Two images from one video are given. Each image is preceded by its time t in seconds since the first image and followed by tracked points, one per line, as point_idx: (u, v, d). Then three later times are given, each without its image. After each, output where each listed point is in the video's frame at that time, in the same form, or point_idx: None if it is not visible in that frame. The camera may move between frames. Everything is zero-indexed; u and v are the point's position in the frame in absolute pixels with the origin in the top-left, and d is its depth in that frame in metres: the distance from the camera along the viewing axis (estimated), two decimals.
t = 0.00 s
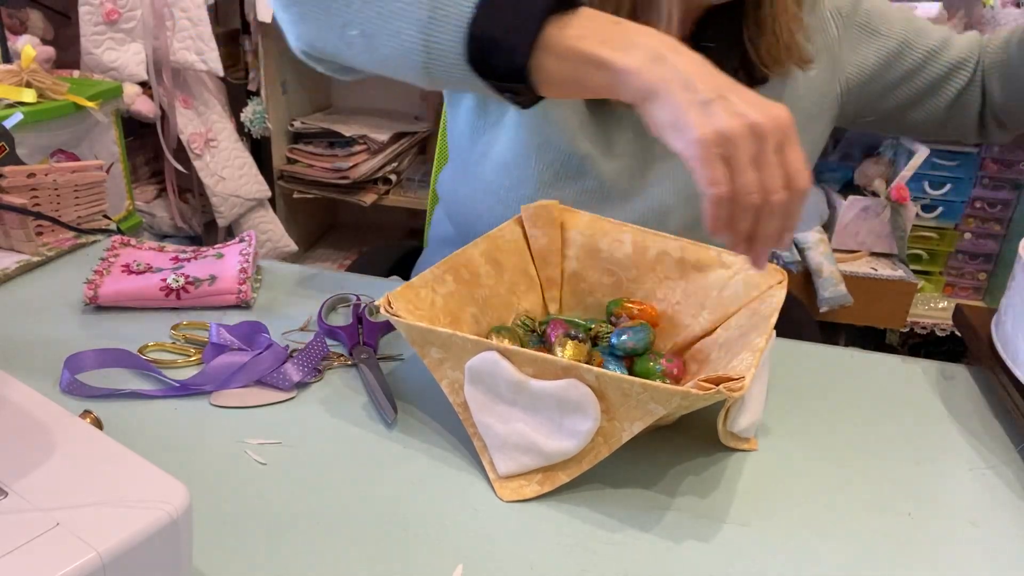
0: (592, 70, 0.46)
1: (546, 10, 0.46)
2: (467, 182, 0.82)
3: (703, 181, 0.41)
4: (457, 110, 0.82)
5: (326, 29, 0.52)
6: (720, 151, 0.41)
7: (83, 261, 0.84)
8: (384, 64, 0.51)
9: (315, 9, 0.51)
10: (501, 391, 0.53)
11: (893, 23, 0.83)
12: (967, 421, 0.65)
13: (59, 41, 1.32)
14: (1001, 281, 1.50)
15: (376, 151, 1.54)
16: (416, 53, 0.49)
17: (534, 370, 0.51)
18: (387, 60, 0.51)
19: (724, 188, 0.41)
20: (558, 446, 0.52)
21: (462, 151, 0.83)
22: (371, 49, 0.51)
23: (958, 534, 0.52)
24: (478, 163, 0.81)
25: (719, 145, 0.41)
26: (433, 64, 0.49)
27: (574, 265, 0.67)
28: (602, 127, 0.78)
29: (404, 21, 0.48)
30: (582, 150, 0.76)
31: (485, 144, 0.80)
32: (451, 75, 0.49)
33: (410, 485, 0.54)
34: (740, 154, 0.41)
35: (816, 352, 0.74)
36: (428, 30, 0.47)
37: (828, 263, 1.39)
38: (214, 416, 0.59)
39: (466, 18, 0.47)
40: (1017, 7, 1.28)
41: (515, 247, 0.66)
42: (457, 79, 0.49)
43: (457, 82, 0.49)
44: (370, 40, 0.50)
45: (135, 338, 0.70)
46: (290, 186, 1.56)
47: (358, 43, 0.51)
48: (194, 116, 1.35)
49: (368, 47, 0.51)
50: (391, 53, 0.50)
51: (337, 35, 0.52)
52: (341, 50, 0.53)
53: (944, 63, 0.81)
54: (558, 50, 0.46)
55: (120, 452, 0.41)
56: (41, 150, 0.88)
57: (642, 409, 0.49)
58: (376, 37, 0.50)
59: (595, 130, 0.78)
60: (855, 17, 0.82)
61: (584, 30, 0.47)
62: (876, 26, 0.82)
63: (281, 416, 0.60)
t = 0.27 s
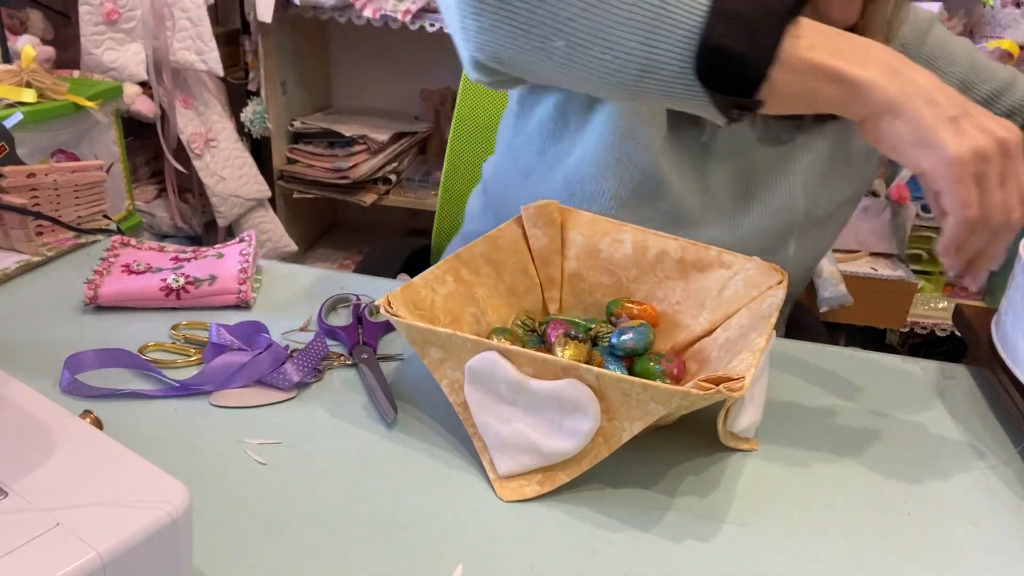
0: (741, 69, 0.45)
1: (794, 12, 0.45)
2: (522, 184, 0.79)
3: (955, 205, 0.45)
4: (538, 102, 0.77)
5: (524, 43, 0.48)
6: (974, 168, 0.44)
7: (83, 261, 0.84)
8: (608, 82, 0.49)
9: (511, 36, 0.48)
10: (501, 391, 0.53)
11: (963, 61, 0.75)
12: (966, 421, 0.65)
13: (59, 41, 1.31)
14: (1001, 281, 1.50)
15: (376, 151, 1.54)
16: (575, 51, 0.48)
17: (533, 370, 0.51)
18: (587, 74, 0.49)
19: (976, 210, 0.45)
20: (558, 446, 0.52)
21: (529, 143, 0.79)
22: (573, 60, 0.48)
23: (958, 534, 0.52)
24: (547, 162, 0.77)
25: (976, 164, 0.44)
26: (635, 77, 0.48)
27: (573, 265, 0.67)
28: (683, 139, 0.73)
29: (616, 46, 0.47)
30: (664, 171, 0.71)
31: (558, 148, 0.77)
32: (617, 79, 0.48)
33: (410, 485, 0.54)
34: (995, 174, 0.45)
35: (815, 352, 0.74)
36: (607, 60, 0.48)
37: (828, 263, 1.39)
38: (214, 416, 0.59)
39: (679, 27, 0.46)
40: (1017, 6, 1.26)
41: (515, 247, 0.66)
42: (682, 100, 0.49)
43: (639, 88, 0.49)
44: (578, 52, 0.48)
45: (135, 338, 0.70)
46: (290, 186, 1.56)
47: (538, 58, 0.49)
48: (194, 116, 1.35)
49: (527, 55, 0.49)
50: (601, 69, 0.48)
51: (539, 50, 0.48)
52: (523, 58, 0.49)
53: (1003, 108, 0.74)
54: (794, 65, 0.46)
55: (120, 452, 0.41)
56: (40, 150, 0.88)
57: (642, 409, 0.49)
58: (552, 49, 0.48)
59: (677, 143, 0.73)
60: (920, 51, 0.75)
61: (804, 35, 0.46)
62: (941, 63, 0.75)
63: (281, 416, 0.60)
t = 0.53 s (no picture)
0: (896, 105, 0.47)
1: (945, 50, 0.46)
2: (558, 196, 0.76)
3: None
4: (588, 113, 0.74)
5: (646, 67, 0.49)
6: None
7: (83, 261, 0.84)
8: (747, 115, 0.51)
9: (642, 55, 0.49)
10: (501, 391, 0.53)
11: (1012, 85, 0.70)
12: (967, 421, 0.65)
13: (59, 41, 1.31)
14: (1001, 281, 1.50)
15: (376, 151, 1.54)
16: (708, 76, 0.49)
17: (533, 370, 0.51)
18: (717, 104, 0.50)
19: None
20: (558, 446, 0.52)
21: (571, 150, 0.75)
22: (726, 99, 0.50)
23: (959, 535, 0.52)
24: (589, 173, 0.74)
25: None
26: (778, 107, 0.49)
27: (574, 265, 0.67)
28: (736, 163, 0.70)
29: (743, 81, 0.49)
30: (717, 199, 0.69)
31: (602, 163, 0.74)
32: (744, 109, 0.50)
33: (410, 485, 0.54)
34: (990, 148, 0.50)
35: (816, 352, 0.74)
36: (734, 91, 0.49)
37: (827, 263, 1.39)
38: (214, 416, 0.59)
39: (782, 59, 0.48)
40: (1017, 6, 1.27)
41: (515, 247, 0.66)
42: (828, 134, 0.51)
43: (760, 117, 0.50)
44: (715, 79, 0.49)
45: (135, 338, 0.70)
46: (290, 186, 1.56)
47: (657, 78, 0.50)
48: (194, 116, 1.35)
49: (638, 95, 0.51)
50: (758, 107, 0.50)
51: (671, 74, 0.50)
52: (645, 80, 0.50)
53: None
54: (951, 100, 0.48)
55: (119, 452, 0.41)
56: (40, 150, 0.88)
57: (642, 409, 0.49)
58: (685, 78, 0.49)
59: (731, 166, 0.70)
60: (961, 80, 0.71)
61: (964, 70, 0.49)
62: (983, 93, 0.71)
63: (280, 416, 0.60)
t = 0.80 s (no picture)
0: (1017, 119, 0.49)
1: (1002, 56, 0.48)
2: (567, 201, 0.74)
3: None
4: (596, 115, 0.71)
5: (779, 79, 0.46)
6: None
7: (83, 261, 0.84)
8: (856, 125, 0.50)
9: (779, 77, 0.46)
10: (501, 391, 0.53)
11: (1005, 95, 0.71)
12: (967, 421, 0.65)
13: (59, 41, 1.31)
14: (1001, 281, 1.50)
15: (376, 151, 1.54)
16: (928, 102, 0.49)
17: (533, 370, 0.51)
18: (840, 119, 0.49)
19: None
20: (558, 446, 0.52)
21: (580, 151, 0.73)
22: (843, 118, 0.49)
23: (959, 535, 0.52)
24: (599, 176, 0.72)
25: None
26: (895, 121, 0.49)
27: (574, 265, 0.67)
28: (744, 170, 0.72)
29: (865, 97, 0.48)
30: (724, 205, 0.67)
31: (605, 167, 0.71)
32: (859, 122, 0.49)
33: (410, 485, 0.54)
34: None
35: (816, 352, 0.74)
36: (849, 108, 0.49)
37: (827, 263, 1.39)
38: (214, 416, 0.59)
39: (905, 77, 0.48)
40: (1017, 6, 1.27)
41: (515, 247, 0.66)
42: (934, 148, 0.52)
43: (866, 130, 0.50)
44: (845, 93, 0.48)
45: (135, 338, 0.70)
46: (290, 186, 1.56)
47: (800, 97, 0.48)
48: (194, 116, 1.35)
49: (874, 119, 0.49)
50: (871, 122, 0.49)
51: (800, 89, 0.47)
52: (775, 95, 0.47)
53: None
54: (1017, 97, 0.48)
55: (119, 452, 0.41)
56: (40, 150, 0.88)
57: (642, 409, 0.49)
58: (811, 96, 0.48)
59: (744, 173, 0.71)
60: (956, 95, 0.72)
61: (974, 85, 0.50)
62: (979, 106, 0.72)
63: (280, 416, 0.60)
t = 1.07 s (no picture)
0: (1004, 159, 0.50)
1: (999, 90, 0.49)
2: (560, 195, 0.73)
3: None
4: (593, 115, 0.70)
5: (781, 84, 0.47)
6: None
7: (83, 261, 0.84)
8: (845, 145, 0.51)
9: (783, 82, 0.47)
10: (501, 391, 0.53)
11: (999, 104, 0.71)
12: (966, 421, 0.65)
13: (59, 41, 1.31)
14: (1001, 281, 1.50)
15: (376, 151, 1.54)
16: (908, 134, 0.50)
17: (533, 370, 0.51)
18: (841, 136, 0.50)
19: None
20: (558, 446, 0.52)
21: (576, 148, 0.72)
22: (830, 139, 0.50)
23: (959, 535, 0.52)
24: (595, 174, 0.71)
25: None
26: (882, 146, 0.50)
27: (574, 265, 0.67)
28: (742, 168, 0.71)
29: (858, 119, 0.49)
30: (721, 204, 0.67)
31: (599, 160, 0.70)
32: (849, 144, 0.50)
33: (410, 485, 0.54)
34: None
35: (816, 352, 0.74)
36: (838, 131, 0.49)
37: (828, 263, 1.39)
38: (215, 416, 0.59)
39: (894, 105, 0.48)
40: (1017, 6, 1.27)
41: (515, 247, 0.66)
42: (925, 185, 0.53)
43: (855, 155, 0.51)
44: (848, 113, 0.49)
45: (135, 338, 0.70)
46: (290, 186, 1.56)
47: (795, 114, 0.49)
48: (194, 116, 1.35)
49: (857, 140, 0.50)
50: (856, 143, 0.50)
51: (806, 101, 0.48)
52: (777, 101, 0.48)
53: None
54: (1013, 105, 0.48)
55: (119, 451, 0.41)
56: (40, 150, 0.88)
57: (642, 409, 0.49)
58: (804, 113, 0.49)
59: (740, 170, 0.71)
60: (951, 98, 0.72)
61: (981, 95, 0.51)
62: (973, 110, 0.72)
63: (280, 416, 0.60)
